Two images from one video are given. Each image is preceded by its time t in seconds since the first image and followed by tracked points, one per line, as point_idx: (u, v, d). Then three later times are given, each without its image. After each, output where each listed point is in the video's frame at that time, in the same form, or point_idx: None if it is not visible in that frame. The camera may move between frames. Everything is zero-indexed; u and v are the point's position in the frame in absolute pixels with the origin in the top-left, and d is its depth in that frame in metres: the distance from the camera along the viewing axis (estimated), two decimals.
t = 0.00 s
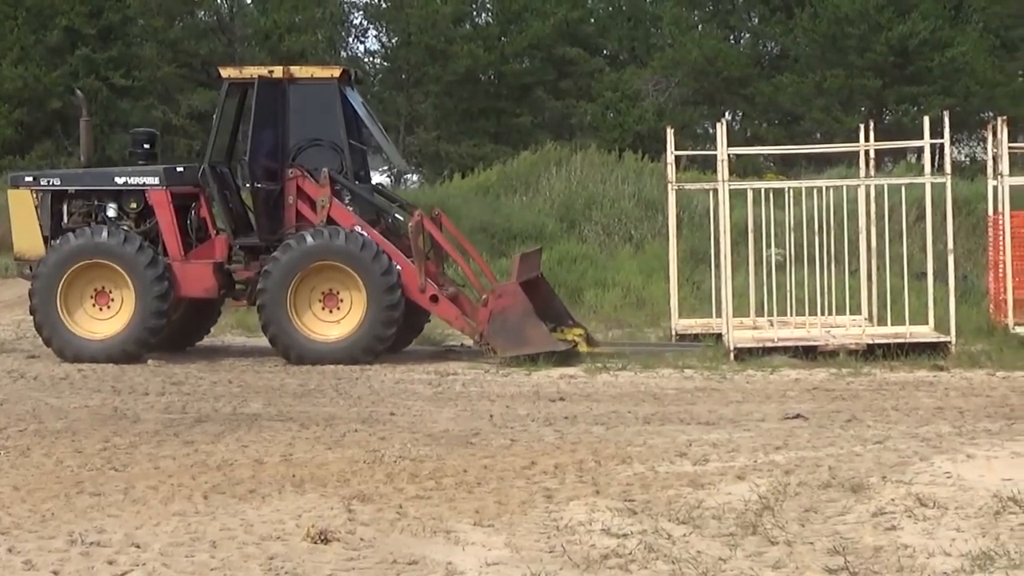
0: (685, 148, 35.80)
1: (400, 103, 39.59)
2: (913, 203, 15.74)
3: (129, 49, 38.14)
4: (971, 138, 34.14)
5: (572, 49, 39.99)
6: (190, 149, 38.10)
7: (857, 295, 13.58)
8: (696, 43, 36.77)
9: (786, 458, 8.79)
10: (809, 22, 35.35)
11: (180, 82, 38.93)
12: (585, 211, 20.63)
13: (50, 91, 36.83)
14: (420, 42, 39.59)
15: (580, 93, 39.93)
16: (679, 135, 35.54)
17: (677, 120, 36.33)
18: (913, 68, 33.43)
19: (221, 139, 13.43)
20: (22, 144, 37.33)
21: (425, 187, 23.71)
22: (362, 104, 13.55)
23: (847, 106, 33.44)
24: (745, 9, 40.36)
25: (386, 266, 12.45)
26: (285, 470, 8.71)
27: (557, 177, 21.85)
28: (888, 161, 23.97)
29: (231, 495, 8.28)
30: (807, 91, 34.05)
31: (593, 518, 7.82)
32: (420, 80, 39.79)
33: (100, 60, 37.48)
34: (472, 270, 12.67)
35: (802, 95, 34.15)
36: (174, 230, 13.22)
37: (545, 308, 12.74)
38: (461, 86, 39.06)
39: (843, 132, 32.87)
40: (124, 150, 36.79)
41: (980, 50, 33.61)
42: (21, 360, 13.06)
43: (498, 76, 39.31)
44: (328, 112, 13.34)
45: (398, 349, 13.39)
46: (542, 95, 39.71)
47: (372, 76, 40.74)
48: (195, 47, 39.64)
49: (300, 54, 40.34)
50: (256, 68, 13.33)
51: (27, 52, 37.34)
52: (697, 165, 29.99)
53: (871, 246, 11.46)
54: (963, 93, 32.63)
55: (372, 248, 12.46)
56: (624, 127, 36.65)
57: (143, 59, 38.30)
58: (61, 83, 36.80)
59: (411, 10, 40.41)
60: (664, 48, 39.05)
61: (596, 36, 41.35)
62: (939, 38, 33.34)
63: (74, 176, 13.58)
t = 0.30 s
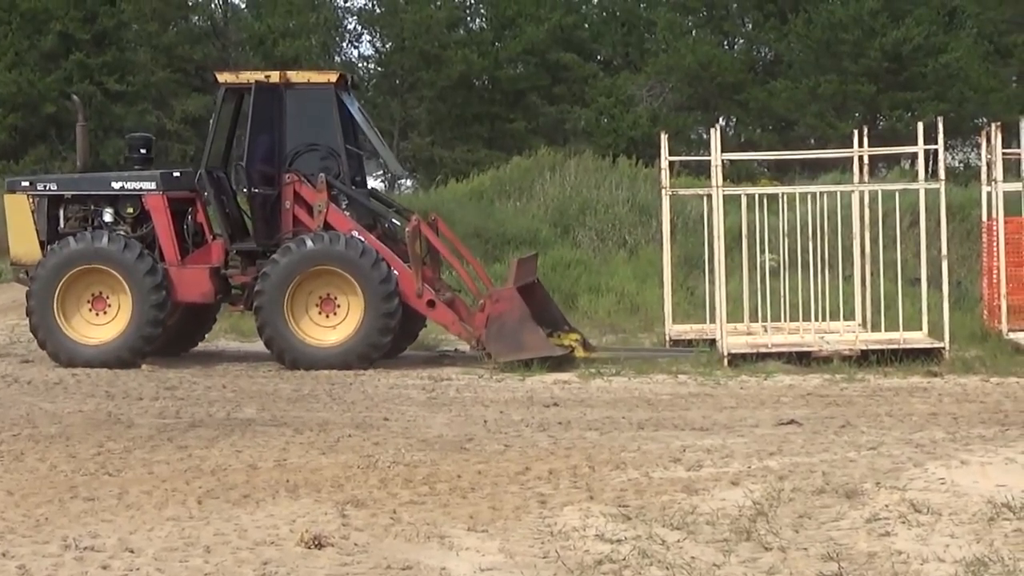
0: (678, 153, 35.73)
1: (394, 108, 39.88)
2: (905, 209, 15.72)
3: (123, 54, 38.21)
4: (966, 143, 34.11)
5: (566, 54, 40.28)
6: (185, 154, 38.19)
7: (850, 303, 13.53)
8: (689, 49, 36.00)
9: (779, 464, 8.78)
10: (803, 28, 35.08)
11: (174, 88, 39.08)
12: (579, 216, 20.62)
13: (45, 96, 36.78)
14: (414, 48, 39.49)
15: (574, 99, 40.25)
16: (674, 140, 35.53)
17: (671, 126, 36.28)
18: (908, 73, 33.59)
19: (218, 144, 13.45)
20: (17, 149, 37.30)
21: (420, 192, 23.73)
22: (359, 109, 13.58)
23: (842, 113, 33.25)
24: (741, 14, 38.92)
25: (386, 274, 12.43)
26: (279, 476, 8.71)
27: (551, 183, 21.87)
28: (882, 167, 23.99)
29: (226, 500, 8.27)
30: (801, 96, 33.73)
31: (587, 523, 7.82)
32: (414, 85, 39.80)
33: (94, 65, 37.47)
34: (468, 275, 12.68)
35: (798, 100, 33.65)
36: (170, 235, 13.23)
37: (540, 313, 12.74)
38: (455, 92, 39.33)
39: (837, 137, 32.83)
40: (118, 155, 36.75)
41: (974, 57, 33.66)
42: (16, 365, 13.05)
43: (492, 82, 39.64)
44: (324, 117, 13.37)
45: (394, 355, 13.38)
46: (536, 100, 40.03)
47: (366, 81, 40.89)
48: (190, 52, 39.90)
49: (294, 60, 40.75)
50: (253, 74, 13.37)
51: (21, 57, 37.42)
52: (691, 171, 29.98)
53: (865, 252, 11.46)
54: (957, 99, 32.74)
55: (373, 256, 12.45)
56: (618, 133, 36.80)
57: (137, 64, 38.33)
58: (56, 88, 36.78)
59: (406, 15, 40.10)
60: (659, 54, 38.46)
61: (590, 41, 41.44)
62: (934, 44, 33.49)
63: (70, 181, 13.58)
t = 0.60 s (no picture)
0: (673, 158, 35.76)
1: (390, 113, 40.02)
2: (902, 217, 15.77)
3: (118, 60, 38.19)
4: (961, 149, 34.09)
5: (561, 59, 40.27)
6: (180, 160, 38.20)
7: (846, 309, 13.54)
8: (685, 55, 36.12)
9: (775, 469, 8.78)
10: (799, 34, 34.98)
11: (170, 93, 39.03)
12: (575, 222, 20.65)
13: (39, 101, 36.57)
14: (410, 53, 39.57)
15: (570, 104, 40.35)
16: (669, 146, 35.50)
17: (666, 132, 36.26)
18: (903, 79, 33.49)
19: (217, 150, 13.46)
20: (11, 154, 37.19)
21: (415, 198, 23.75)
22: (358, 115, 13.62)
23: (837, 118, 33.25)
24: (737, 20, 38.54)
25: (387, 282, 12.44)
26: (275, 481, 8.71)
27: (546, 189, 21.90)
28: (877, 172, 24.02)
29: (221, 506, 8.28)
30: (797, 102, 33.66)
31: (582, 528, 7.82)
32: (410, 90, 39.95)
33: (90, 71, 37.33)
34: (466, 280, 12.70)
35: (792, 107, 33.74)
36: (169, 240, 13.23)
37: (540, 318, 12.74)
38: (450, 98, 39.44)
39: (832, 143, 32.85)
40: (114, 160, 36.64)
41: (970, 62, 33.62)
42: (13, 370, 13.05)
43: (487, 87, 39.93)
44: (323, 122, 13.39)
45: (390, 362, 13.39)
46: (530, 105, 40.23)
47: (362, 87, 41.40)
48: (185, 58, 39.90)
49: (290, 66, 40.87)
50: (252, 79, 13.39)
51: (16, 62, 37.10)
52: (685, 177, 30.00)
53: (861, 257, 11.46)
54: (952, 105, 32.63)
55: (374, 263, 12.46)
56: (614, 139, 36.88)
57: (133, 70, 38.28)
58: (51, 93, 36.61)
59: (401, 22, 40.28)
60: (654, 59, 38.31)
61: (585, 47, 41.53)
62: (928, 50, 33.61)
63: (69, 186, 13.57)
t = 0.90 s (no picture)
0: (667, 159, 35.68)
1: (384, 116, 40.28)
2: (896, 218, 15.69)
3: (112, 62, 37.96)
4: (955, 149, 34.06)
5: (555, 61, 40.33)
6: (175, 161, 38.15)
7: (839, 310, 13.49)
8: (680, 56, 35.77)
9: (770, 470, 8.79)
10: (793, 34, 34.77)
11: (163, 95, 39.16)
12: (569, 223, 20.62)
13: (33, 104, 36.09)
14: (403, 55, 40.16)
15: (564, 105, 40.30)
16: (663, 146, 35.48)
17: (660, 133, 36.22)
18: (897, 80, 33.44)
19: (214, 151, 13.44)
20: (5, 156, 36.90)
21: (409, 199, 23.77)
22: (355, 117, 13.60)
23: (831, 119, 33.15)
24: (731, 22, 38.13)
25: (385, 287, 12.44)
26: (270, 482, 8.72)
27: (541, 190, 21.89)
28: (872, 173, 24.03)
29: (216, 507, 8.28)
30: (791, 102, 33.59)
31: (577, 530, 7.82)
32: (405, 91, 40.50)
33: (84, 72, 37.07)
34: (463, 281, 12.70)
35: (786, 107, 33.65)
36: (166, 242, 13.22)
37: (537, 319, 12.75)
38: (445, 98, 40.14)
39: (828, 144, 32.75)
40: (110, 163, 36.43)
41: (965, 62, 33.56)
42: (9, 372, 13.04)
43: (482, 88, 40.22)
44: (320, 124, 13.39)
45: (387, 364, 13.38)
46: (525, 107, 40.45)
47: (357, 88, 41.63)
48: (179, 59, 40.32)
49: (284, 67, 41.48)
50: (249, 81, 13.35)
51: (9, 65, 36.44)
52: (679, 177, 30.02)
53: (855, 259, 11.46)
54: (947, 105, 32.47)
55: (373, 268, 12.45)
56: (608, 139, 37.14)
57: (127, 71, 38.11)
58: (44, 95, 36.11)
59: (395, 23, 40.83)
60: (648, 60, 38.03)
61: (579, 48, 41.26)
62: (923, 51, 33.42)
63: (65, 188, 13.55)
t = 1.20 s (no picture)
0: (665, 164, 35.79)
1: (382, 120, 40.68)
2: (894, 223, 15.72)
3: (110, 65, 37.46)
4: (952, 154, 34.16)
5: (554, 65, 40.33)
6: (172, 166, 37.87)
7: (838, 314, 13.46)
8: (678, 61, 35.88)
9: (768, 474, 8.79)
10: (790, 39, 34.84)
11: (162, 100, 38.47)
12: (567, 227, 20.61)
13: (32, 108, 35.73)
14: (402, 59, 40.12)
15: (562, 110, 40.22)
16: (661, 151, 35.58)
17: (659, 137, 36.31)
18: (896, 84, 33.74)
19: (213, 155, 13.40)
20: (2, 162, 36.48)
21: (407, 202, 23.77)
22: (354, 121, 13.62)
23: (829, 123, 33.29)
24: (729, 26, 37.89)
25: (387, 294, 12.43)
26: (267, 487, 8.72)
27: (539, 194, 21.90)
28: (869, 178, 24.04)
29: (215, 512, 8.28)
30: (789, 107, 33.76)
31: (576, 534, 7.82)
32: (401, 96, 40.64)
33: (82, 77, 36.67)
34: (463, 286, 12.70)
35: (785, 112, 33.81)
36: (165, 246, 13.22)
37: (537, 324, 12.76)
38: (442, 103, 40.01)
39: (826, 148, 32.85)
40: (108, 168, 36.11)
41: (962, 68, 33.75)
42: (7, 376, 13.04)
43: (480, 93, 39.97)
44: (320, 129, 13.41)
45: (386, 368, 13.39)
46: (523, 111, 40.18)
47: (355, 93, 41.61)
48: (178, 64, 39.64)
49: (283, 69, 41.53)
50: (248, 85, 13.32)
51: (9, 69, 36.15)
52: (677, 182, 30.02)
53: (853, 262, 11.44)
54: (945, 109, 32.95)
55: (375, 273, 12.44)
56: (606, 144, 37.27)
57: (125, 76, 37.57)
58: (44, 99, 35.76)
59: (393, 27, 40.65)
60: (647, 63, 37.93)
61: (577, 52, 41.31)
62: (921, 55, 33.65)
63: (65, 193, 13.57)
